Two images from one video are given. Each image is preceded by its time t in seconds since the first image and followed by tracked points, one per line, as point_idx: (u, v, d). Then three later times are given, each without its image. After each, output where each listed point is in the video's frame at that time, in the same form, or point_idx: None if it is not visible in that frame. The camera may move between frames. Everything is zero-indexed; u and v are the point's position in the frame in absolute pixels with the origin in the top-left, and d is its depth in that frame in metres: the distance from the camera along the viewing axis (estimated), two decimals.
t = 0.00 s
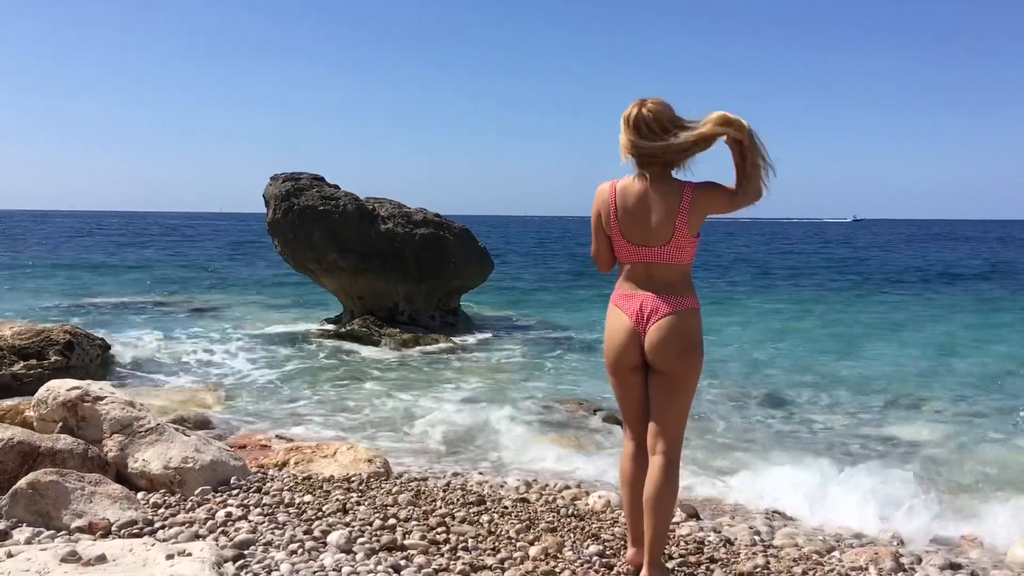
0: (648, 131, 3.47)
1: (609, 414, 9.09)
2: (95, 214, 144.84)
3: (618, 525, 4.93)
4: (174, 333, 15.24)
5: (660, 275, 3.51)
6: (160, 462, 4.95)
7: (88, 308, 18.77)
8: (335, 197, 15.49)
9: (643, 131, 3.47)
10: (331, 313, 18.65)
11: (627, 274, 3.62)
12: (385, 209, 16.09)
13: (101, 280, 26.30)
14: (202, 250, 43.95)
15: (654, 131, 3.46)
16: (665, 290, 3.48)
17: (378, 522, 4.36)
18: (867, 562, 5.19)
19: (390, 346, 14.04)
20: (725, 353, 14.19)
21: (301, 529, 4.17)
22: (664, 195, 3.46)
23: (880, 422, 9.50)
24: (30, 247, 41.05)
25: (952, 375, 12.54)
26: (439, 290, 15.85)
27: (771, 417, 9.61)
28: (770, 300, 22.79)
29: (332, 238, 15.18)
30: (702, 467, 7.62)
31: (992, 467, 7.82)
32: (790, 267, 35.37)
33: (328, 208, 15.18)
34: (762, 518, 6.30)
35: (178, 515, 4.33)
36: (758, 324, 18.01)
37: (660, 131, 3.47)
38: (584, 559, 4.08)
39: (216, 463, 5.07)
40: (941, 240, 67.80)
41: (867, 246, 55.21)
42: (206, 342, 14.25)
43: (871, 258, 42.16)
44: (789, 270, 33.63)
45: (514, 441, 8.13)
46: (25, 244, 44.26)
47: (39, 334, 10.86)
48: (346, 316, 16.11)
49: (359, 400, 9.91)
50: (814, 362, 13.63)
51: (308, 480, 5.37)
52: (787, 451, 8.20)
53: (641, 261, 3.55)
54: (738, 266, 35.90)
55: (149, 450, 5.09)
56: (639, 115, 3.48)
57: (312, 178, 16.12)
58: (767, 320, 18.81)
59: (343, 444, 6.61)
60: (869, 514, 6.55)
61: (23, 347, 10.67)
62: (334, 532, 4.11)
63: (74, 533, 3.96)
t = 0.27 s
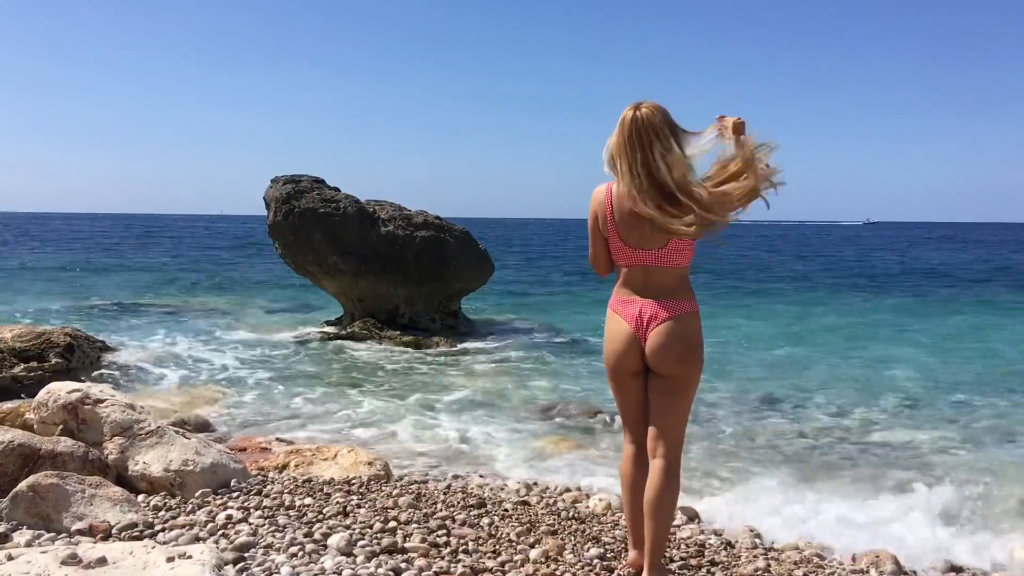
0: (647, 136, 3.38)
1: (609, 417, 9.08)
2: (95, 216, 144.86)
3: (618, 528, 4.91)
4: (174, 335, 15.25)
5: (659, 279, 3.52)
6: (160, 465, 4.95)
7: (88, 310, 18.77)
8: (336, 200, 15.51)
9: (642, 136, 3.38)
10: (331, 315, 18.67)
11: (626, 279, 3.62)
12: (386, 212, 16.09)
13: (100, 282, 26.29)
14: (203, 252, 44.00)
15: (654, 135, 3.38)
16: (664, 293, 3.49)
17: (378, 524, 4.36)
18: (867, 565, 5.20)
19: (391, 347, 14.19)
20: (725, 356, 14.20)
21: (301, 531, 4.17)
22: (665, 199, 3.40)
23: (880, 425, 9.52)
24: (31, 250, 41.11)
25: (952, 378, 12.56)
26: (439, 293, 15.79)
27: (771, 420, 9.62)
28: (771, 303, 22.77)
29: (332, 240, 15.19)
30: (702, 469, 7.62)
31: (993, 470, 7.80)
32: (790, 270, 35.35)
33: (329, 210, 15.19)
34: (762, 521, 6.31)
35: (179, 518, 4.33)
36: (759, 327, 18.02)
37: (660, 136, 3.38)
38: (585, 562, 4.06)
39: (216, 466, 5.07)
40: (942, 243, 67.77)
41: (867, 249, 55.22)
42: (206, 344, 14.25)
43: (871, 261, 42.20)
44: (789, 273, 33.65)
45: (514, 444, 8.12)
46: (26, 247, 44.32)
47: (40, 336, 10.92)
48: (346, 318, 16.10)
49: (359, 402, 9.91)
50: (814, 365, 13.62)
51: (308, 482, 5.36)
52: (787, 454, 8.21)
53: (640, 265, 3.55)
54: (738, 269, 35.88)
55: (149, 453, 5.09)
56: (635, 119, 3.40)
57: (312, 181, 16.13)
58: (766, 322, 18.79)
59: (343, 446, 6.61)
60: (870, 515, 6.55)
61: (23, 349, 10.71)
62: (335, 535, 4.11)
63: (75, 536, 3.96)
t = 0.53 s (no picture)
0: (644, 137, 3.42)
1: (609, 420, 9.08)
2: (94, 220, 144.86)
3: (617, 532, 4.91)
4: (173, 339, 15.25)
5: (656, 281, 3.49)
6: (159, 468, 4.95)
7: (88, 313, 18.76)
8: (335, 203, 15.53)
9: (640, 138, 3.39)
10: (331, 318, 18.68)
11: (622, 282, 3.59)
12: (385, 215, 16.10)
13: (99, 286, 26.27)
14: (203, 256, 44.01)
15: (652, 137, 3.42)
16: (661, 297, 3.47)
17: (377, 528, 4.35)
18: (866, 570, 5.22)
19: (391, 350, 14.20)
20: (724, 360, 14.23)
21: (301, 535, 4.17)
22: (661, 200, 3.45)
23: (878, 428, 9.55)
24: (31, 253, 41.09)
25: (950, 381, 12.60)
26: (438, 296, 15.78)
27: (770, 424, 9.64)
28: (770, 307, 22.78)
29: (332, 244, 15.21)
30: (702, 473, 7.63)
31: (992, 474, 7.81)
32: (790, 273, 35.38)
33: (328, 214, 15.22)
34: (761, 525, 6.32)
35: (178, 522, 4.33)
36: (757, 331, 18.06)
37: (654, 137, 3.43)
38: (584, 566, 4.06)
39: (215, 470, 5.06)
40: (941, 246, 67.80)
41: (867, 252, 55.24)
42: (206, 348, 14.25)
43: (869, 264, 42.27)
44: (788, 277, 33.71)
45: (514, 447, 8.12)
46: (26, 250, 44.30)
47: (39, 339, 11.00)
48: (346, 322, 16.11)
49: (360, 405, 9.91)
50: (814, 368, 13.62)
51: (307, 486, 5.35)
52: (786, 458, 8.23)
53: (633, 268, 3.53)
54: (737, 273, 35.91)
55: (148, 457, 5.09)
56: (633, 120, 3.41)
57: (312, 184, 16.14)
58: (766, 326, 18.80)
59: (342, 450, 6.61)
60: (869, 518, 6.57)
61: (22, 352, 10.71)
62: (334, 539, 4.10)
63: (73, 540, 3.95)
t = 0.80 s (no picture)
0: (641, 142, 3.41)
1: (608, 424, 9.09)
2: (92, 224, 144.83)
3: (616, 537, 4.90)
4: (172, 343, 15.25)
5: (646, 288, 3.50)
6: (158, 473, 4.95)
7: (87, 318, 18.76)
8: (334, 207, 15.54)
9: (637, 142, 3.39)
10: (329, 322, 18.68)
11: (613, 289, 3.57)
12: (384, 219, 16.12)
13: (97, 290, 26.24)
14: (202, 260, 44.04)
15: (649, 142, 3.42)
16: (652, 304, 3.48)
17: (375, 533, 4.35)
18: None
19: (389, 354, 14.21)
20: (723, 365, 14.25)
21: (299, 540, 4.16)
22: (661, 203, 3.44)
23: (876, 432, 9.57)
24: (30, 258, 41.10)
25: (948, 386, 12.63)
26: (437, 301, 15.76)
27: (768, 429, 9.66)
28: (769, 312, 22.82)
29: (331, 248, 15.21)
30: (701, 478, 7.64)
31: (990, 478, 7.83)
32: (788, 278, 35.43)
33: (327, 218, 15.23)
34: (760, 530, 6.33)
35: (176, 527, 4.33)
36: (755, 336, 18.09)
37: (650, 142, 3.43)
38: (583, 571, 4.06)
39: (213, 474, 5.06)
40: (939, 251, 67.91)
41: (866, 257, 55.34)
42: (205, 352, 14.25)
43: (867, 268, 42.34)
44: (786, 281, 33.76)
45: (513, 452, 8.13)
46: (26, 254, 44.31)
47: (38, 344, 11.02)
48: (344, 326, 16.12)
49: (359, 410, 9.91)
50: (812, 373, 13.65)
51: (306, 491, 5.35)
52: (784, 463, 8.24)
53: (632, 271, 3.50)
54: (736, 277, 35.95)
55: (147, 461, 5.08)
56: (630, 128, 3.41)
57: (311, 188, 16.17)
58: (764, 331, 18.83)
59: (340, 454, 6.61)
60: (868, 523, 6.59)
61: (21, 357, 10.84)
62: (332, 543, 4.10)
63: (71, 544, 3.95)
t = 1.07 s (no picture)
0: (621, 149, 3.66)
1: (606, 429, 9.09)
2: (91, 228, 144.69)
3: (614, 542, 4.88)
4: (169, 347, 15.22)
5: (635, 292, 3.66)
6: (156, 477, 4.94)
7: (85, 322, 18.73)
8: (333, 212, 15.58)
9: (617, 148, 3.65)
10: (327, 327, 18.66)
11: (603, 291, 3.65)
12: (383, 224, 16.14)
13: (95, 294, 26.18)
14: (200, 264, 43.99)
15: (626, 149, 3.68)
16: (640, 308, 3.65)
17: (374, 538, 4.35)
18: None
19: (387, 360, 14.17)
20: (721, 370, 14.26)
21: (297, 545, 4.16)
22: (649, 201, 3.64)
23: (875, 438, 9.59)
24: (27, 262, 41.04)
25: (946, 391, 12.65)
26: (436, 305, 15.77)
27: (766, 434, 9.67)
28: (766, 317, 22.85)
29: (330, 252, 15.22)
30: (699, 483, 7.65)
31: (988, 484, 7.84)
32: (786, 284, 35.47)
33: (326, 222, 15.26)
34: (759, 535, 6.33)
35: (175, 531, 4.32)
36: (754, 342, 18.11)
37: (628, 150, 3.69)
38: None
39: (212, 479, 5.05)
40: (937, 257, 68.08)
41: (864, 263, 55.42)
42: (203, 356, 14.22)
43: (865, 274, 42.39)
44: (784, 287, 33.80)
45: (511, 456, 8.13)
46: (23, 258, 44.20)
47: (36, 347, 10.99)
48: (342, 330, 16.11)
49: (357, 414, 9.90)
50: (810, 378, 13.66)
51: (304, 496, 5.34)
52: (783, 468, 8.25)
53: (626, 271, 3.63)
54: (734, 283, 36.01)
55: (145, 465, 5.08)
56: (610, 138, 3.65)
57: (310, 193, 16.18)
58: (762, 337, 18.85)
59: (339, 459, 6.60)
60: (868, 528, 6.59)
61: (20, 361, 10.86)
62: (330, 548, 4.10)
63: (70, 549, 3.95)
